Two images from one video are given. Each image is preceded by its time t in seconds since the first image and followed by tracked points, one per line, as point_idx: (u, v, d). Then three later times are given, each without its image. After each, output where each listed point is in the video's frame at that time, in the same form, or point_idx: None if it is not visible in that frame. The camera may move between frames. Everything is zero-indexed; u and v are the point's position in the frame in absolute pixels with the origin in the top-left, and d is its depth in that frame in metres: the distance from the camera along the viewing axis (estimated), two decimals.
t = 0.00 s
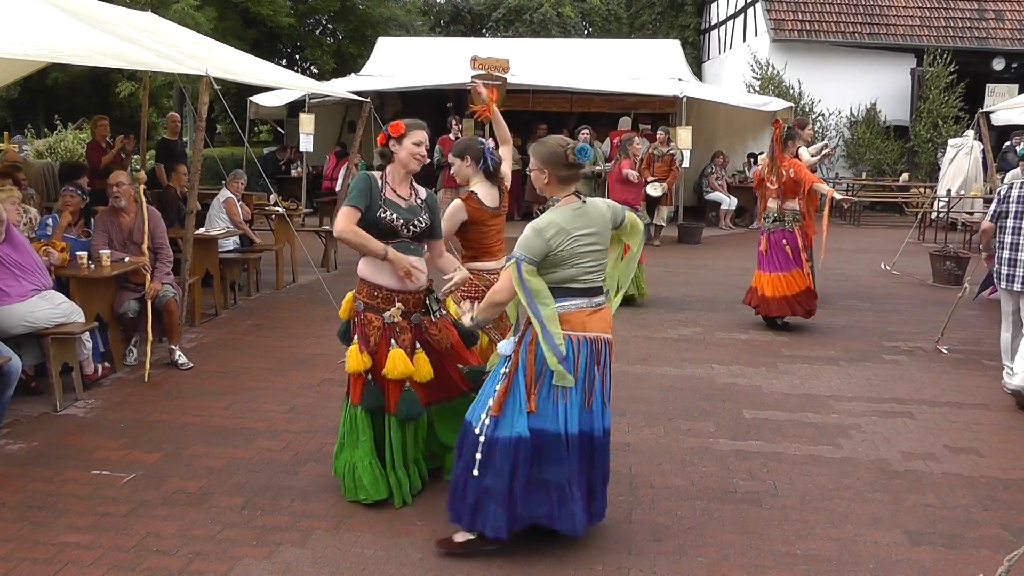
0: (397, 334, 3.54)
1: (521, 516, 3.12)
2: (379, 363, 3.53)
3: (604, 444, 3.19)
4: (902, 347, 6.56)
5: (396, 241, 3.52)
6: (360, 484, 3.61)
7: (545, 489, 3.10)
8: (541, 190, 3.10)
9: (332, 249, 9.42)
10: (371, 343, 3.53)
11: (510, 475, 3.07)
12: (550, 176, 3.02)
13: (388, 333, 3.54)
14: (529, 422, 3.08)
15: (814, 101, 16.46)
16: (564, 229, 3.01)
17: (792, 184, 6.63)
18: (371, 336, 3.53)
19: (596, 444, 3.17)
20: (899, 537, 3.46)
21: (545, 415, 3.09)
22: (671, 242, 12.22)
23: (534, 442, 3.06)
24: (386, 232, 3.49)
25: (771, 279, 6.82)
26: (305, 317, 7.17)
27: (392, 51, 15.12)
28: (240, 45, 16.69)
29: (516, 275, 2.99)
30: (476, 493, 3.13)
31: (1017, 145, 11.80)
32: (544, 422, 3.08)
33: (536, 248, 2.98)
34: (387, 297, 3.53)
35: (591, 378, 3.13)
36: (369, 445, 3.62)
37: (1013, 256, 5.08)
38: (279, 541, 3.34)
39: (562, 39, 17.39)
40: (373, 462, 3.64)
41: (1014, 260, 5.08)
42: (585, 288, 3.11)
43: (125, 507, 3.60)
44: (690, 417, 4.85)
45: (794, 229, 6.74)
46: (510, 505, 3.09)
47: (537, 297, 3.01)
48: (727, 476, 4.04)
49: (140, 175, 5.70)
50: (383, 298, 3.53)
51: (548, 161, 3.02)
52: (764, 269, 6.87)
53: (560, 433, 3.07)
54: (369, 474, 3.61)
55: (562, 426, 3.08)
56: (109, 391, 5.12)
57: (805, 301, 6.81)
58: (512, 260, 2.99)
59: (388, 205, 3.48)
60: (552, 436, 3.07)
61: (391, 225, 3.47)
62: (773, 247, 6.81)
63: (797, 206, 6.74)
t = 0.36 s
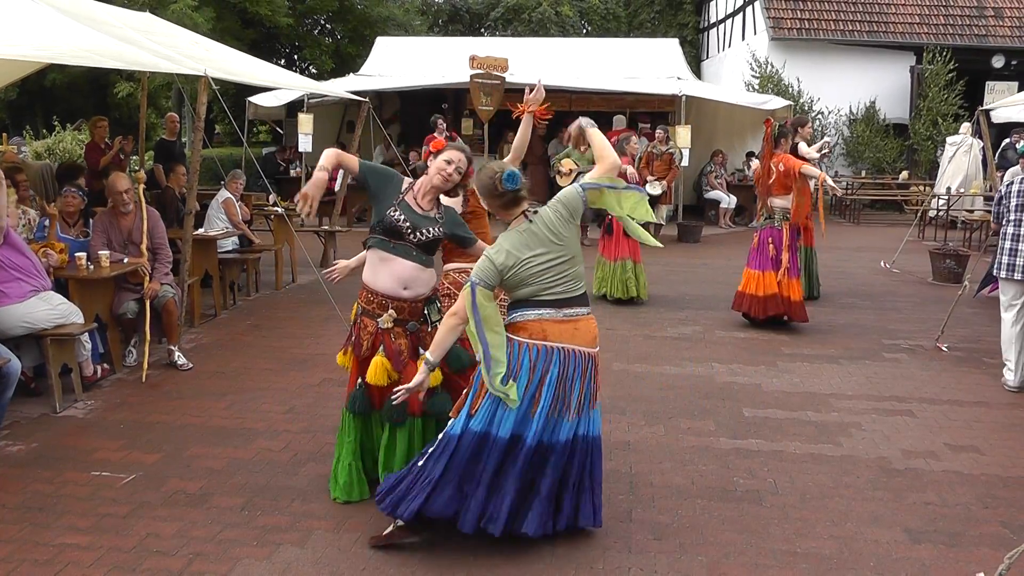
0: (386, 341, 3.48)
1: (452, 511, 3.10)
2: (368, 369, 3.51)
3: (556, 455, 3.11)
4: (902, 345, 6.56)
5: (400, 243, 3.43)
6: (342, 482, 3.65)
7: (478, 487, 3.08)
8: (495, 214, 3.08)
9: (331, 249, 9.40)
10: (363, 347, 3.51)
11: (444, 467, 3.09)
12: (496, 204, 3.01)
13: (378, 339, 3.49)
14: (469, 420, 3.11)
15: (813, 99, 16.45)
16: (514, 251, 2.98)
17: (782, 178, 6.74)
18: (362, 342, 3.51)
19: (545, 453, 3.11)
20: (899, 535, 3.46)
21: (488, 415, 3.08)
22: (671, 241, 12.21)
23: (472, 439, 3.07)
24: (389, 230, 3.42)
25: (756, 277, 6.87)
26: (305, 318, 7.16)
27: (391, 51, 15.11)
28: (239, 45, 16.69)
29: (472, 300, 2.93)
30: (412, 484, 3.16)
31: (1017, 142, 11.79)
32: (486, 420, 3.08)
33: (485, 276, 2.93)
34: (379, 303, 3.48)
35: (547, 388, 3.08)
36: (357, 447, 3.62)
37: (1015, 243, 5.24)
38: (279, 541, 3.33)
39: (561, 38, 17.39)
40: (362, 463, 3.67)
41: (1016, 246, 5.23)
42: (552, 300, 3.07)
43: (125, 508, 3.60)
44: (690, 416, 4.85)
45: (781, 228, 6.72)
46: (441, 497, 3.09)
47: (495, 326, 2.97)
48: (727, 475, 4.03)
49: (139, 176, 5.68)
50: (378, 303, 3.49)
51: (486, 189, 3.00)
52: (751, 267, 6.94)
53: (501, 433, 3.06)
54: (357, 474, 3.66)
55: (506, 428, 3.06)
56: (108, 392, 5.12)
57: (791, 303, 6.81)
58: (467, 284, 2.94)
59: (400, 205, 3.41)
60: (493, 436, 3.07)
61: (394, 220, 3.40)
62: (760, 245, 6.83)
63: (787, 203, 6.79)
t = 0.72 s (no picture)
0: (387, 339, 3.48)
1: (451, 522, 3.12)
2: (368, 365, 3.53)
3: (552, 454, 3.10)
4: (902, 344, 6.56)
5: (412, 246, 3.42)
6: (343, 472, 3.69)
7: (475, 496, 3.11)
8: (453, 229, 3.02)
9: (331, 248, 9.40)
10: (365, 343, 3.52)
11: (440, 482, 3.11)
12: (448, 222, 2.93)
13: (380, 336, 3.50)
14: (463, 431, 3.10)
15: (813, 98, 16.44)
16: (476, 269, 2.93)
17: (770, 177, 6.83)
18: (364, 339, 3.51)
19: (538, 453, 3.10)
20: (899, 534, 3.46)
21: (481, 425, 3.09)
22: (671, 241, 12.21)
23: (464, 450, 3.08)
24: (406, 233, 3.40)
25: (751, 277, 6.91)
26: (305, 317, 7.16)
27: (390, 50, 15.11)
28: (238, 45, 16.69)
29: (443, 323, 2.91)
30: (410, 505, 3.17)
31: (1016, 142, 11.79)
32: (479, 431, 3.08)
33: (451, 296, 2.89)
34: (383, 300, 3.49)
35: (537, 389, 3.08)
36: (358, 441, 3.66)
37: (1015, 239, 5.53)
38: (279, 540, 3.33)
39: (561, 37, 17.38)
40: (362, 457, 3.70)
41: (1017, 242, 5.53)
42: (526, 303, 3.05)
43: (125, 507, 3.60)
44: (690, 415, 4.85)
45: (769, 227, 6.80)
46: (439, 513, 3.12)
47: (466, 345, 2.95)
48: (727, 474, 4.03)
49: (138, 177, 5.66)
50: (381, 300, 3.49)
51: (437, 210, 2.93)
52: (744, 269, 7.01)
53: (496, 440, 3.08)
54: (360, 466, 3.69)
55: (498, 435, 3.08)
56: (108, 392, 5.12)
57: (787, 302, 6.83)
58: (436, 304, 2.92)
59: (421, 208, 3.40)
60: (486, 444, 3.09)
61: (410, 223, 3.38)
62: (750, 245, 6.95)
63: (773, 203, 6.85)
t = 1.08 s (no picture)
0: (382, 342, 3.48)
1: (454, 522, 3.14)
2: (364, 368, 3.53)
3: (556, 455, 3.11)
4: (902, 341, 6.57)
5: (413, 255, 3.40)
6: (347, 473, 3.72)
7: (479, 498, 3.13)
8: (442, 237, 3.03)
9: (331, 249, 9.40)
10: (361, 345, 3.54)
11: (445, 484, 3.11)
12: (436, 229, 2.94)
13: (375, 339, 3.50)
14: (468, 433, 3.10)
15: (812, 96, 16.44)
16: (467, 276, 2.92)
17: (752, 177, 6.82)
18: (361, 343, 3.53)
19: (543, 457, 3.09)
20: (899, 532, 3.46)
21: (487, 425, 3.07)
22: (670, 239, 12.21)
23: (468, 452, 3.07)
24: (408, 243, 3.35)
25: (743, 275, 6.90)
26: (304, 317, 7.16)
27: (389, 50, 15.11)
28: (237, 45, 16.69)
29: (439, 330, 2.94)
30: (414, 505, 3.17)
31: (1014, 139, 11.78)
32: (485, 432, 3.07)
33: (444, 304, 2.91)
34: (379, 303, 3.49)
35: (541, 388, 3.08)
36: (360, 442, 3.69)
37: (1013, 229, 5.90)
38: (279, 540, 3.33)
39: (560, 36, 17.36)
40: (365, 458, 3.72)
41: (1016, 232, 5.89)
42: (521, 303, 3.05)
43: (126, 508, 3.60)
44: (690, 413, 4.85)
45: (757, 225, 6.81)
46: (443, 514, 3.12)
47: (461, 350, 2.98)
48: (727, 472, 4.03)
49: (138, 179, 5.66)
50: (378, 304, 3.49)
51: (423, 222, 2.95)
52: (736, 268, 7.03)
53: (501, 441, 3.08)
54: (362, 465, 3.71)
55: (503, 436, 3.08)
56: (108, 393, 5.12)
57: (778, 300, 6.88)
58: (432, 313, 2.95)
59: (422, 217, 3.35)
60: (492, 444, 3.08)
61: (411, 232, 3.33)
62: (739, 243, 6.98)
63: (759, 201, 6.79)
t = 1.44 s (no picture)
0: (384, 343, 3.47)
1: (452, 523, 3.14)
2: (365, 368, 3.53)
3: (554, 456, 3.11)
4: (902, 342, 6.57)
5: (416, 256, 3.40)
6: (344, 472, 3.72)
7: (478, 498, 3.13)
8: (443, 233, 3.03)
9: (331, 247, 9.40)
10: (362, 345, 3.53)
11: (444, 483, 3.11)
12: (434, 224, 2.95)
13: (376, 339, 3.50)
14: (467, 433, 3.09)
15: (812, 97, 16.44)
16: (467, 272, 2.92)
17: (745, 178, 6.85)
18: (362, 344, 3.52)
19: (540, 459, 3.08)
20: (898, 533, 3.46)
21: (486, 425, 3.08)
22: (670, 240, 12.21)
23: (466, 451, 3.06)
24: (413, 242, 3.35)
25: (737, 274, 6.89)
26: (304, 316, 7.16)
27: (389, 49, 15.10)
28: (238, 43, 16.67)
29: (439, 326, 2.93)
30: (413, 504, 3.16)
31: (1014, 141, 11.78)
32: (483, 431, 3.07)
33: (443, 302, 2.90)
34: (382, 304, 3.49)
35: (539, 389, 3.07)
36: (357, 442, 3.68)
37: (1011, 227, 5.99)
38: (278, 539, 3.33)
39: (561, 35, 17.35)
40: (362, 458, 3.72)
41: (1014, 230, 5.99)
42: (521, 302, 3.04)
43: (125, 506, 3.60)
44: (690, 414, 4.85)
45: (755, 225, 6.81)
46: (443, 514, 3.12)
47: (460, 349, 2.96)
48: (726, 472, 4.03)
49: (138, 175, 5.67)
50: (380, 304, 3.49)
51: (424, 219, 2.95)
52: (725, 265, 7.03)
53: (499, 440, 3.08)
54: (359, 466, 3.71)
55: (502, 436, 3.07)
56: (108, 391, 5.12)
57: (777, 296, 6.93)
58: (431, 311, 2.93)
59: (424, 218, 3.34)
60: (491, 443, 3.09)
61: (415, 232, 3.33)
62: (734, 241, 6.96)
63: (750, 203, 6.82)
